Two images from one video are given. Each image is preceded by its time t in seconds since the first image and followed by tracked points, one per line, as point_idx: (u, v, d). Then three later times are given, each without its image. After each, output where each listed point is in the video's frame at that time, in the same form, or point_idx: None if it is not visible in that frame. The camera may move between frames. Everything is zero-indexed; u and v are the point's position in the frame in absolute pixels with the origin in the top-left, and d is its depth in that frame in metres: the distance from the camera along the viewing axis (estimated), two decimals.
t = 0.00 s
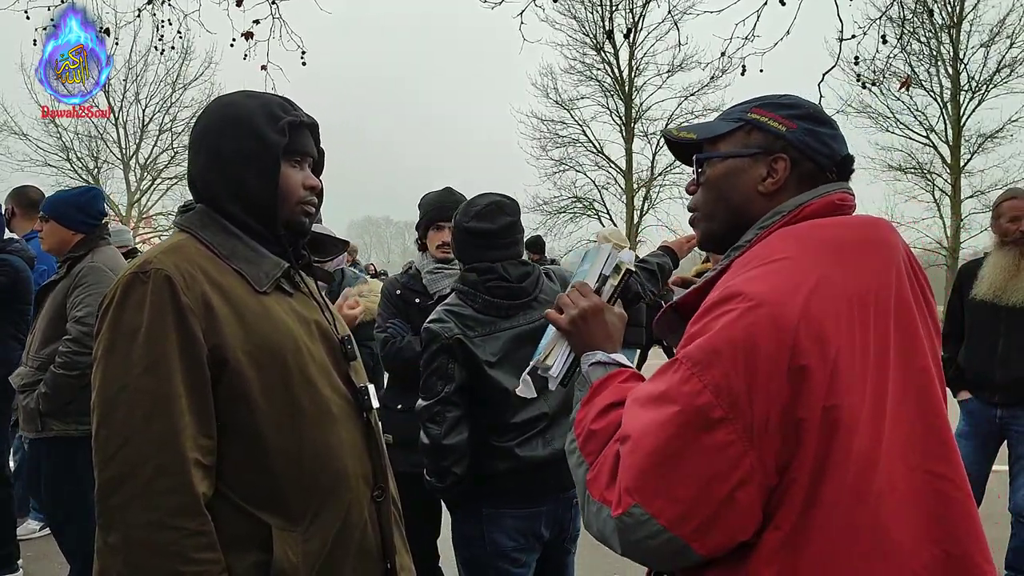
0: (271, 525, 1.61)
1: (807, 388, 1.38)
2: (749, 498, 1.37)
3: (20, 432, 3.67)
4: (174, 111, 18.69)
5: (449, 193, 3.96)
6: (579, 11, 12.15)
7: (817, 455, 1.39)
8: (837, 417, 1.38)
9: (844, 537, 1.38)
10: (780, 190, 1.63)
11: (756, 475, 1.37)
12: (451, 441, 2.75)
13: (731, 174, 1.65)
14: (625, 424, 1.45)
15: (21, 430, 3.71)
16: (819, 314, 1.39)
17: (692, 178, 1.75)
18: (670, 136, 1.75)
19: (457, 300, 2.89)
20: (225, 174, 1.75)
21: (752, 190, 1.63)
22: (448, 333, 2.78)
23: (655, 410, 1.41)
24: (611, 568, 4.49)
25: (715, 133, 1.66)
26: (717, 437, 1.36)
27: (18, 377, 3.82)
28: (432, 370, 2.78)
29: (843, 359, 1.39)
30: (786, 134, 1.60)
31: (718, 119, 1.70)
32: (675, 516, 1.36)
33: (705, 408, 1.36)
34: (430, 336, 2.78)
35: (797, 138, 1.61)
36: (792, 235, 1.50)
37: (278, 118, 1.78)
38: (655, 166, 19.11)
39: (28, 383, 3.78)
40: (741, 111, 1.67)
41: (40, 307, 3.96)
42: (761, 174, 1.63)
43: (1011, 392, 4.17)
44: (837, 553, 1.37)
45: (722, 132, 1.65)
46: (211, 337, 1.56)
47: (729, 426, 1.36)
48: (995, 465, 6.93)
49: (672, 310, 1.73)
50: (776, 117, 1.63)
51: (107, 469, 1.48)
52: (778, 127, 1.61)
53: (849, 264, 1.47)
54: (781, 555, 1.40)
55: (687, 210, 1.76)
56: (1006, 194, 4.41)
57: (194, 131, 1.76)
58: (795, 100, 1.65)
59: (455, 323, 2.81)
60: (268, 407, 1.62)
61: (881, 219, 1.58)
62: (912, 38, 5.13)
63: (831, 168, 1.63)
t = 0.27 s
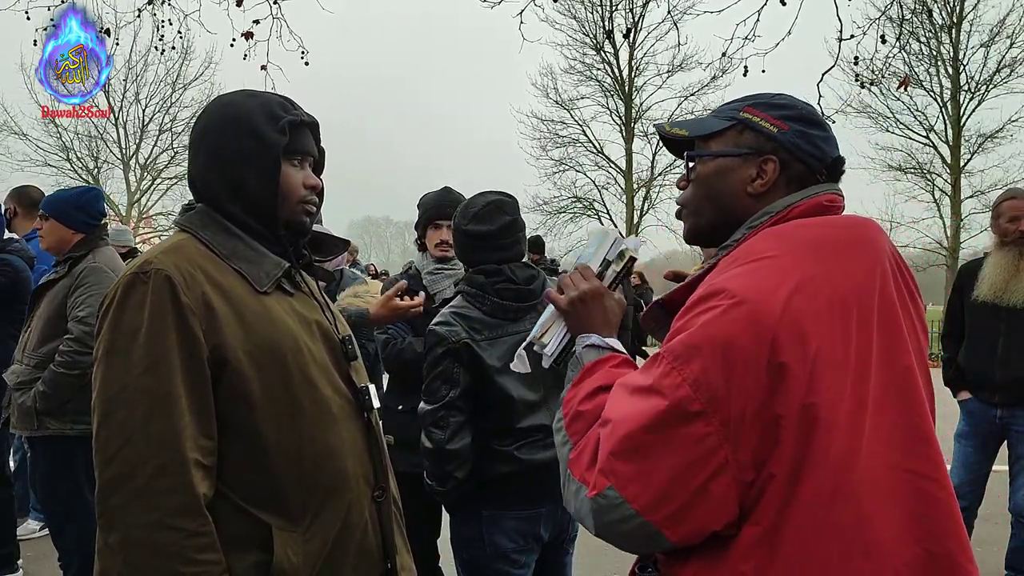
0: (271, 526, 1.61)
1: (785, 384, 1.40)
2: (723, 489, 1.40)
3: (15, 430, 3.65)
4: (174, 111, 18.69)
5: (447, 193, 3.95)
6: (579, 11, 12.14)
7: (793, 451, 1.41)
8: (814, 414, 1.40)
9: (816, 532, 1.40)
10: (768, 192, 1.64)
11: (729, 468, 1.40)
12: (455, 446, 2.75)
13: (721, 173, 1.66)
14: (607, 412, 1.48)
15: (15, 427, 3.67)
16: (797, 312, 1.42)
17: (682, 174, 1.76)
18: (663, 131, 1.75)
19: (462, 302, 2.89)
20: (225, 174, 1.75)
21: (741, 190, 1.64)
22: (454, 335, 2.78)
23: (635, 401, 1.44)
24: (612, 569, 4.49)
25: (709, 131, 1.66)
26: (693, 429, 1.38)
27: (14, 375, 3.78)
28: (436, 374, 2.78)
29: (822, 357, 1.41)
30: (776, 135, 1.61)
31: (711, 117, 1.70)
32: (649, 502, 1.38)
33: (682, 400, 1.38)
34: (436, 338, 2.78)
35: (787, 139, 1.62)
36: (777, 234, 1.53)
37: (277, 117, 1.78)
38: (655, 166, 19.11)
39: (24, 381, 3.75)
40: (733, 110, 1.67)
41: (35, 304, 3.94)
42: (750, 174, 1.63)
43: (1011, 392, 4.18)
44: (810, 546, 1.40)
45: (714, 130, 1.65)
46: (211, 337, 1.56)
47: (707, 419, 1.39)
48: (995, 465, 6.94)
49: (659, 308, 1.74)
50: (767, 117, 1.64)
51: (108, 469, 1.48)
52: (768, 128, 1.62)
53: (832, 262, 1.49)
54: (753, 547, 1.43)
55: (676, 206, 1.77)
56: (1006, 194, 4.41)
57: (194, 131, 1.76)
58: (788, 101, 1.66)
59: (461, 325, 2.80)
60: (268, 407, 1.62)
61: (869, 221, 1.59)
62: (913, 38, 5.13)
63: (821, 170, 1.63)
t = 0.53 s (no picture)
0: (275, 528, 1.58)
1: (774, 384, 1.37)
2: (711, 488, 1.38)
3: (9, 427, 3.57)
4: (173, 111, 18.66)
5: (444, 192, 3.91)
6: (578, 11, 12.12)
7: (784, 453, 1.38)
8: (805, 415, 1.37)
9: (803, 535, 1.37)
10: (760, 194, 1.61)
11: (717, 469, 1.38)
12: (463, 444, 2.72)
13: (711, 176, 1.63)
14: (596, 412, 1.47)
15: (9, 425, 3.60)
16: (789, 312, 1.39)
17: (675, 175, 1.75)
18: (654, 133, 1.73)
19: (480, 299, 2.86)
20: (228, 173, 1.72)
21: (732, 193, 1.62)
22: (474, 334, 2.74)
23: (624, 401, 1.42)
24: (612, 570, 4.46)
25: (699, 133, 1.63)
26: (681, 428, 1.36)
27: (11, 372, 3.75)
28: (451, 371, 2.74)
29: (812, 358, 1.38)
30: (767, 138, 1.58)
31: (701, 119, 1.68)
32: (636, 497, 1.36)
33: (670, 401, 1.36)
34: (456, 333, 2.74)
35: (778, 142, 1.59)
36: (770, 233, 1.50)
37: (282, 117, 1.76)
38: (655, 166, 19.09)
39: (22, 378, 3.71)
40: (723, 112, 1.64)
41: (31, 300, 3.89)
42: (741, 177, 1.61)
43: (1011, 392, 4.15)
44: (800, 549, 1.37)
45: (702, 133, 1.63)
46: (215, 338, 1.54)
47: (695, 419, 1.36)
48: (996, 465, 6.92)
49: (653, 310, 1.73)
50: (758, 119, 1.61)
51: (110, 472, 1.45)
52: (759, 130, 1.59)
53: (823, 261, 1.46)
54: (743, 550, 1.40)
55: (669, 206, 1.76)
56: (1007, 194, 4.39)
57: (197, 130, 1.73)
58: (777, 102, 1.63)
59: (482, 323, 2.78)
60: (272, 409, 1.59)
61: (863, 223, 1.56)
62: (913, 37, 5.11)
63: (811, 170, 1.61)
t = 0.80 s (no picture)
0: (283, 531, 1.58)
1: (767, 384, 1.37)
2: (709, 491, 1.38)
3: (8, 426, 3.57)
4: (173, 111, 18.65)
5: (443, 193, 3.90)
6: (579, 11, 12.12)
7: (778, 454, 1.37)
8: (798, 416, 1.37)
9: (802, 538, 1.36)
10: (757, 195, 1.62)
11: (714, 471, 1.38)
12: (463, 444, 2.70)
13: (708, 176, 1.63)
14: (594, 415, 1.47)
15: (9, 424, 3.59)
16: (781, 313, 1.39)
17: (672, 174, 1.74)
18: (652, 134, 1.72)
19: (481, 297, 2.85)
20: (238, 173, 1.72)
21: (729, 194, 1.62)
22: (476, 333, 2.74)
23: (620, 404, 1.42)
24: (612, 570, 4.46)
25: (697, 133, 1.63)
26: (675, 431, 1.36)
27: (9, 372, 3.73)
28: (454, 371, 2.74)
29: (804, 358, 1.38)
30: (764, 138, 1.59)
31: (699, 118, 1.68)
32: (635, 504, 1.37)
33: (663, 402, 1.36)
34: (457, 332, 2.74)
35: (776, 142, 1.59)
36: (764, 234, 1.50)
37: (291, 117, 1.75)
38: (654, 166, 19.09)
39: (20, 376, 3.70)
40: (721, 111, 1.64)
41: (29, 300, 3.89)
42: (738, 178, 1.61)
43: (1011, 392, 4.15)
44: (799, 552, 1.36)
45: (701, 133, 1.63)
46: (225, 340, 1.53)
47: (689, 421, 1.37)
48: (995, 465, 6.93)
49: (648, 309, 1.72)
50: (756, 120, 1.61)
51: (119, 474, 1.45)
52: (756, 130, 1.59)
53: (816, 261, 1.46)
54: (742, 553, 1.40)
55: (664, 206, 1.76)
56: (1006, 194, 4.39)
57: (206, 129, 1.73)
58: (775, 103, 1.63)
59: (484, 322, 2.77)
60: (281, 411, 1.59)
61: (857, 222, 1.56)
62: (913, 37, 5.11)
63: (809, 172, 1.61)
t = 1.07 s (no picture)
0: (293, 532, 1.58)
1: (766, 376, 1.38)
2: (699, 483, 1.37)
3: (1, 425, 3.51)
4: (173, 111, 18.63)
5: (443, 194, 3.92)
6: (579, 11, 12.12)
7: (775, 446, 1.39)
8: (796, 409, 1.38)
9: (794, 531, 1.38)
10: (756, 193, 1.62)
11: (708, 464, 1.38)
12: (472, 451, 2.71)
13: (707, 177, 1.64)
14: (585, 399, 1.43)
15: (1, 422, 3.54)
16: (784, 305, 1.39)
17: (671, 176, 1.75)
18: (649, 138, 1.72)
19: (474, 303, 2.84)
20: (247, 173, 1.72)
21: (728, 193, 1.62)
22: (473, 339, 2.73)
23: (619, 388, 1.39)
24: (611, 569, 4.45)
25: (692, 137, 1.64)
26: (677, 421, 1.34)
27: (5, 370, 3.72)
28: (455, 379, 2.72)
29: (805, 351, 1.39)
30: (761, 138, 1.59)
31: (695, 121, 1.68)
32: (626, 491, 1.34)
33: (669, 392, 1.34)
34: (455, 341, 2.72)
35: (773, 142, 1.59)
36: (762, 225, 1.50)
37: (301, 117, 1.76)
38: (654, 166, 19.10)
39: (14, 375, 3.68)
40: (718, 113, 1.65)
41: (26, 298, 3.88)
42: (736, 178, 1.62)
43: (1011, 392, 4.16)
44: (791, 544, 1.37)
45: (697, 135, 1.63)
46: (237, 340, 1.54)
47: (694, 412, 1.35)
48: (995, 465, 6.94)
49: (649, 310, 1.73)
50: (752, 120, 1.61)
51: (130, 474, 1.45)
52: (753, 131, 1.59)
53: (816, 256, 1.46)
54: (731, 544, 1.41)
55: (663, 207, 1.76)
56: (1006, 195, 4.39)
57: (215, 128, 1.73)
58: (771, 103, 1.63)
59: (480, 327, 2.77)
60: (292, 412, 1.59)
61: (856, 217, 1.57)
62: (913, 38, 5.11)
63: (806, 170, 1.62)
